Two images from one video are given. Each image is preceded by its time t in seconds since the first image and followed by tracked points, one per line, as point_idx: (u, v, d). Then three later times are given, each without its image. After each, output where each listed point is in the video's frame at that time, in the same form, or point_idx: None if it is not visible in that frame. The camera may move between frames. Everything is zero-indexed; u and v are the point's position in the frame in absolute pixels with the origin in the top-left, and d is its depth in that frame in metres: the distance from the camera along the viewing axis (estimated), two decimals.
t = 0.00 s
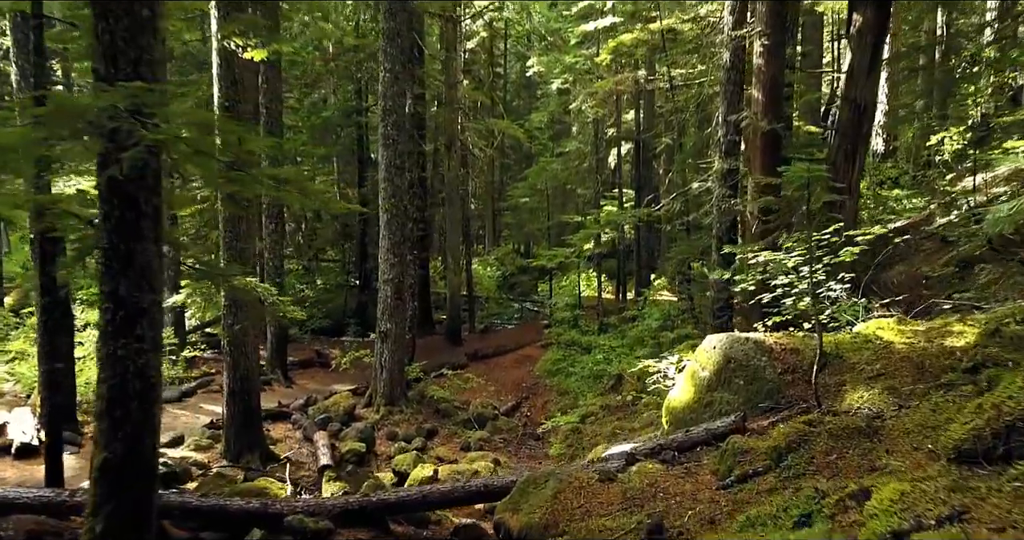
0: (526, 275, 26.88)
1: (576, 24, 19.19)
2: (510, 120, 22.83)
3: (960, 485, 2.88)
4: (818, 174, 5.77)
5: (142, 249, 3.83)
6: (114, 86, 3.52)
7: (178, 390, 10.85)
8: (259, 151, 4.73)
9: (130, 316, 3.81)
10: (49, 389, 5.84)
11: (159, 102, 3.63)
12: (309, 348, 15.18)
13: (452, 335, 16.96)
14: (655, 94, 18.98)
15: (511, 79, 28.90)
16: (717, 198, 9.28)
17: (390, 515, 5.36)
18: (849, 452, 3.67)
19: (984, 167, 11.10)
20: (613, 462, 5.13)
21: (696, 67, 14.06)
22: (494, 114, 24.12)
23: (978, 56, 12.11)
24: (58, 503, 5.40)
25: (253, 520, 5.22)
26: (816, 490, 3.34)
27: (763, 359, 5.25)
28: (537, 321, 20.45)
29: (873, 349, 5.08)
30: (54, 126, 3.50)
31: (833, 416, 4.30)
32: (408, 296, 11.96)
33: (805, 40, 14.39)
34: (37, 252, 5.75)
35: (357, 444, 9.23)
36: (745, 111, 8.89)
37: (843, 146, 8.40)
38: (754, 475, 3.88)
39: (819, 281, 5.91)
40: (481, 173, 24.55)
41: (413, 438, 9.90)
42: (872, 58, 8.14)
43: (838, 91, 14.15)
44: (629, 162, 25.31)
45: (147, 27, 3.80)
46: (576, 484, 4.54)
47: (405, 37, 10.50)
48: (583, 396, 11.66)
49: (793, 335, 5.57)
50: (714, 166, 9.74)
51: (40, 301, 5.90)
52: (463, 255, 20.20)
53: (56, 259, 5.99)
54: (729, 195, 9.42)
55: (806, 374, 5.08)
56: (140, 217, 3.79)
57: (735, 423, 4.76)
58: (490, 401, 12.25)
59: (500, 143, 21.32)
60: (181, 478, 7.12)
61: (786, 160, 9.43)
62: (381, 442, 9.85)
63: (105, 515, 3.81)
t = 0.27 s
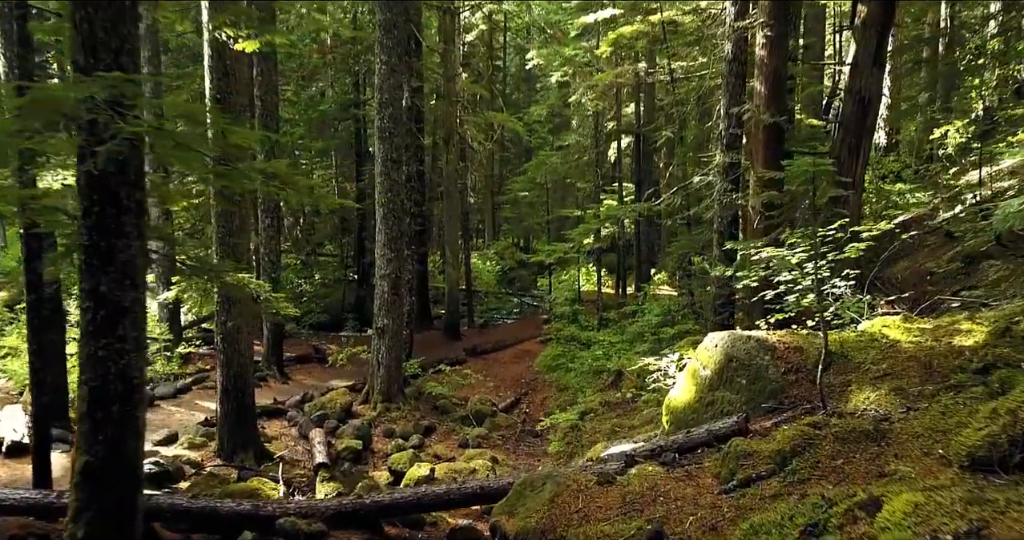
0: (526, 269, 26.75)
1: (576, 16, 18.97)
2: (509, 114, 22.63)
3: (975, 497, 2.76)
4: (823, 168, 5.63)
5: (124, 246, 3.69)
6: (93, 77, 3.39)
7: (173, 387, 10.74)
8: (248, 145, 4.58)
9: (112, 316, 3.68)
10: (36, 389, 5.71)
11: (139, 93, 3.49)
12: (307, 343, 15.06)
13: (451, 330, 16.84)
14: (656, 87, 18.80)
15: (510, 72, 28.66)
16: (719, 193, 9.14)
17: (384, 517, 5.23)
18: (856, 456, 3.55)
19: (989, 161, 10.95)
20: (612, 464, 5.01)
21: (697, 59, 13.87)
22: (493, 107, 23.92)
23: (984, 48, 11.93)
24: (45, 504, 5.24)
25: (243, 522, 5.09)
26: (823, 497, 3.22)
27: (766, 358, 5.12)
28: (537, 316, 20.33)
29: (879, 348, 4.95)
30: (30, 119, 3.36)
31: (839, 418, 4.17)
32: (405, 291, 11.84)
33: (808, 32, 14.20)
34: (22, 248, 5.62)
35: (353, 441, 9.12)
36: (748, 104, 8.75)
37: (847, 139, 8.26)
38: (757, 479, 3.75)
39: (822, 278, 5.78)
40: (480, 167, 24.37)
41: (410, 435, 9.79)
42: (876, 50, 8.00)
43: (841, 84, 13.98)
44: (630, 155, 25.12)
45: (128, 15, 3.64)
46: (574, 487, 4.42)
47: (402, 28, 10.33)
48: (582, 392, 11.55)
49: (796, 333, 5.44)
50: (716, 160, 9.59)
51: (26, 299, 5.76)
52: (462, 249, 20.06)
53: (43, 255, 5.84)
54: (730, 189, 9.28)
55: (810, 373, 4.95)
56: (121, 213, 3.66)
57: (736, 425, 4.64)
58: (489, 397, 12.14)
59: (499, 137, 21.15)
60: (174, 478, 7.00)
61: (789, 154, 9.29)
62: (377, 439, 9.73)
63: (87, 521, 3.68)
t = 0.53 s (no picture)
0: (525, 263, 26.61)
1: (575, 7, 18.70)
2: (508, 106, 22.39)
3: (999, 515, 2.60)
4: (829, 162, 5.46)
5: (100, 243, 3.52)
6: (65, 65, 3.21)
7: (166, 383, 10.59)
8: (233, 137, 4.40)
9: (89, 318, 3.51)
10: (20, 389, 5.56)
11: (115, 83, 3.31)
12: (303, 338, 14.89)
13: (449, 324, 16.68)
14: (656, 79, 18.60)
15: (509, 64, 28.42)
16: (720, 186, 8.96)
17: (377, 522, 5.06)
18: (866, 464, 3.39)
19: (995, 154, 10.77)
20: (611, 467, 4.86)
21: (699, 51, 13.64)
22: (492, 100, 23.69)
23: (990, 39, 11.71)
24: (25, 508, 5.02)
25: (231, 526, 4.91)
26: (834, 508, 3.05)
27: (770, 357, 4.96)
28: (536, 311, 20.18)
29: (888, 348, 4.78)
30: None
31: (847, 422, 4.01)
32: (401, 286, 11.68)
33: (811, 23, 13.97)
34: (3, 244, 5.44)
35: (348, 439, 8.97)
36: (750, 96, 8.57)
37: (852, 132, 8.09)
38: (761, 487, 3.60)
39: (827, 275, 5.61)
40: (479, 160, 24.15)
41: (407, 433, 9.65)
42: (882, 41, 7.81)
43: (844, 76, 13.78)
44: (630, 148, 24.91)
45: None
46: (571, 493, 4.26)
47: (397, 19, 10.13)
48: (581, 388, 11.40)
49: (801, 331, 5.28)
50: (717, 153, 9.39)
51: (8, 296, 5.59)
52: (460, 243, 19.89)
53: (26, 250, 5.67)
54: (732, 183, 9.09)
55: (816, 374, 4.79)
56: (97, 210, 3.49)
57: (740, 428, 4.49)
58: (487, 393, 12.00)
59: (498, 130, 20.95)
60: (164, 478, 6.85)
61: (792, 147, 9.12)
62: (373, 436, 9.59)
63: (62, 530, 3.53)
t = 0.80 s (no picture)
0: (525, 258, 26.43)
1: None
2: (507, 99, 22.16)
3: None
4: (836, 156, 5.29)
5: (75, 241, 3.35)
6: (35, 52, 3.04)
7: (159, 381, 10.42)
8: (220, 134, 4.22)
9: (63, 320, 3.34)
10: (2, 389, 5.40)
11: (87, 73, 3.13)
12: (299, 334, 14.73)
13: (447, 320, 16.53)
14: (656, 71, 18.40)
15: (508, 56, 28.14)
16: (722, 180, 8.77)
17: (368, 529, 4.87)
18: (878, 474, 3.23)
19: (1001, 147, 10.59)
20: (610, 472, 4.69)
21: (700, 43, 13.41)
22: (491, 93, 23.45)
23: (997, 30, 11.49)
24: None
25: (218, 533, 4.74)
26: (847, 523, 2.89)
27: (775, 358, 4.80)
28: (535, 306, 20.02)
29: (896, 349, 4.63)
30: None
31: (856, 428, 3.85)
32: (397, 281, 11.51)
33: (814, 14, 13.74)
34: None
35: (343, 438, 8.81)
36: (753, 88, 8.39)
37: (857, 125, 7.91)
38: (767, 496, 3.44)
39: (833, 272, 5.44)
40: (478, 153, 23.93)
41: (403, 431, 9.50)
42: (888, 31, 7.62)
43: (846, 69, 13.58)
44: (630, 142, 24.68)
45: None
46: (568, 500, 4.09)
47: (392, 9, 9.92)
48: (580, 386, 11.24)
49: (806, 331, 5.11)
50: (719, 147, 9.19)
51: None
52: (459, 237, 19.71)
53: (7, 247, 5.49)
54: (734, 177, 8.90)
55: (822, 376, 4.63)
56: (71, 206, 3.32)
57: (743, 433, 4.33)
58: (485, 390, 11.84)
59: (496, 123, 20.76)
60: (153, 479, 6.70)
61: (795, 140, 8.94)
62: (369, 435, 9.44)
63: None
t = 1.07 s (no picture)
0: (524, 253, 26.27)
1: None
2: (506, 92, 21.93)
3: None
4: (844, 151, 5.10)
5: (43, 241, 3.18)
6: None
7: (151, 379, 10.27)
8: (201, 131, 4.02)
9: (31, 324, 3.18)
10: None
11: (53, 64, 2.96)
12: (295, 330, 14.58)
13: (445, 316, 16.37)
14: (657, 64, 18.18)
15: (508, 49, 27.88)
16: (724, 175, 8.59)
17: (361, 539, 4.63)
18: (890, 486, 3.07)
19: (1007, 142, 10.42)
20: (608, 478, 4.55)
21: (701, 35, 13.19)
22: (490, 87, 23.21)
23: (1005, 22, 11.28)
24: None
25: None
26: None
27: (780, 361, 4.64)
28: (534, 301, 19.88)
29: (906, 351, 4.46)
30: None
31: (865, 435, 3.69)
32: (394, 277, 11.34)
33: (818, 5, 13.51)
34: None
35: (337, 438, 8.66)
36: (756, 81, 8.19)
37: (861, 118, 7.74)
38: (772, 507, 3.27)
39: (840, 271, 5.27)
40: (476, 147, 23.72)
41: (399, 430, 9.36)
42: (895, 22, 7.41)
43: (849, 62, 13.39)
44: (630, 136, 24.46)
45: None
46: (565, 508, 3.92)
47: None
48: (579, 384, 11.09)
49: (811, 332, 4.96)
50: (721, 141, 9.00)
51: None
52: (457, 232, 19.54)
53: None
54: (736, 172, 8.72)
55: (826, 378, 4.47)
56: (39, 204, 3.16)
57: (748, 439, 4.16)
58: (483, 388, 11.69)
59: (495, 117, 20.56)
60: (142, 482, 6.55)
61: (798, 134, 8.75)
62: (364, 434, 9.29)
63: None
